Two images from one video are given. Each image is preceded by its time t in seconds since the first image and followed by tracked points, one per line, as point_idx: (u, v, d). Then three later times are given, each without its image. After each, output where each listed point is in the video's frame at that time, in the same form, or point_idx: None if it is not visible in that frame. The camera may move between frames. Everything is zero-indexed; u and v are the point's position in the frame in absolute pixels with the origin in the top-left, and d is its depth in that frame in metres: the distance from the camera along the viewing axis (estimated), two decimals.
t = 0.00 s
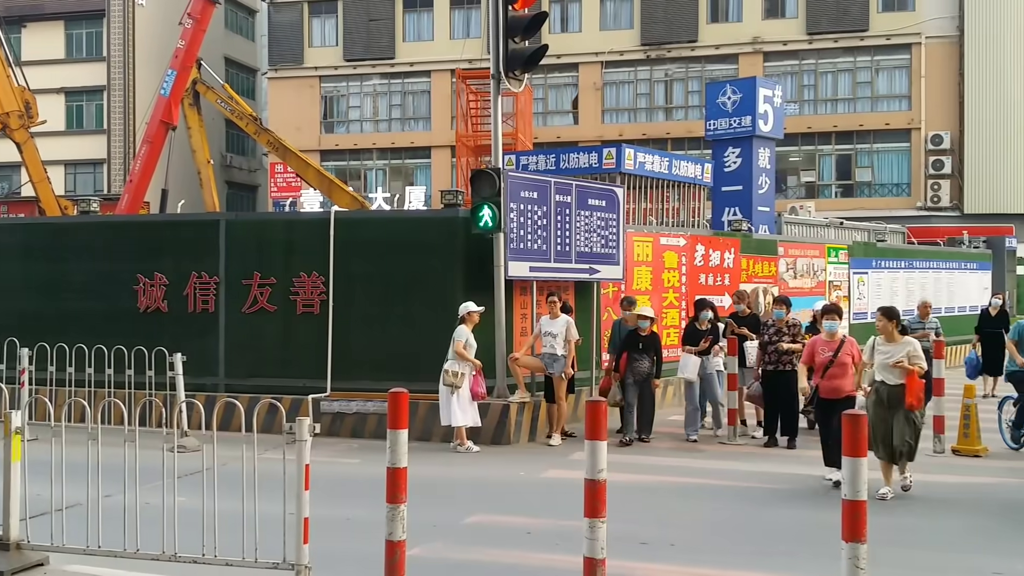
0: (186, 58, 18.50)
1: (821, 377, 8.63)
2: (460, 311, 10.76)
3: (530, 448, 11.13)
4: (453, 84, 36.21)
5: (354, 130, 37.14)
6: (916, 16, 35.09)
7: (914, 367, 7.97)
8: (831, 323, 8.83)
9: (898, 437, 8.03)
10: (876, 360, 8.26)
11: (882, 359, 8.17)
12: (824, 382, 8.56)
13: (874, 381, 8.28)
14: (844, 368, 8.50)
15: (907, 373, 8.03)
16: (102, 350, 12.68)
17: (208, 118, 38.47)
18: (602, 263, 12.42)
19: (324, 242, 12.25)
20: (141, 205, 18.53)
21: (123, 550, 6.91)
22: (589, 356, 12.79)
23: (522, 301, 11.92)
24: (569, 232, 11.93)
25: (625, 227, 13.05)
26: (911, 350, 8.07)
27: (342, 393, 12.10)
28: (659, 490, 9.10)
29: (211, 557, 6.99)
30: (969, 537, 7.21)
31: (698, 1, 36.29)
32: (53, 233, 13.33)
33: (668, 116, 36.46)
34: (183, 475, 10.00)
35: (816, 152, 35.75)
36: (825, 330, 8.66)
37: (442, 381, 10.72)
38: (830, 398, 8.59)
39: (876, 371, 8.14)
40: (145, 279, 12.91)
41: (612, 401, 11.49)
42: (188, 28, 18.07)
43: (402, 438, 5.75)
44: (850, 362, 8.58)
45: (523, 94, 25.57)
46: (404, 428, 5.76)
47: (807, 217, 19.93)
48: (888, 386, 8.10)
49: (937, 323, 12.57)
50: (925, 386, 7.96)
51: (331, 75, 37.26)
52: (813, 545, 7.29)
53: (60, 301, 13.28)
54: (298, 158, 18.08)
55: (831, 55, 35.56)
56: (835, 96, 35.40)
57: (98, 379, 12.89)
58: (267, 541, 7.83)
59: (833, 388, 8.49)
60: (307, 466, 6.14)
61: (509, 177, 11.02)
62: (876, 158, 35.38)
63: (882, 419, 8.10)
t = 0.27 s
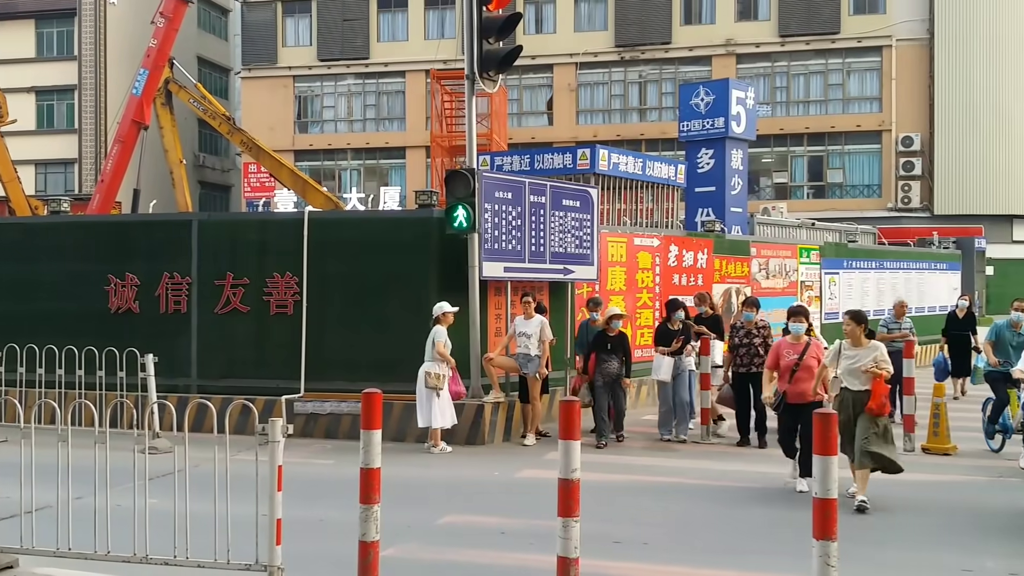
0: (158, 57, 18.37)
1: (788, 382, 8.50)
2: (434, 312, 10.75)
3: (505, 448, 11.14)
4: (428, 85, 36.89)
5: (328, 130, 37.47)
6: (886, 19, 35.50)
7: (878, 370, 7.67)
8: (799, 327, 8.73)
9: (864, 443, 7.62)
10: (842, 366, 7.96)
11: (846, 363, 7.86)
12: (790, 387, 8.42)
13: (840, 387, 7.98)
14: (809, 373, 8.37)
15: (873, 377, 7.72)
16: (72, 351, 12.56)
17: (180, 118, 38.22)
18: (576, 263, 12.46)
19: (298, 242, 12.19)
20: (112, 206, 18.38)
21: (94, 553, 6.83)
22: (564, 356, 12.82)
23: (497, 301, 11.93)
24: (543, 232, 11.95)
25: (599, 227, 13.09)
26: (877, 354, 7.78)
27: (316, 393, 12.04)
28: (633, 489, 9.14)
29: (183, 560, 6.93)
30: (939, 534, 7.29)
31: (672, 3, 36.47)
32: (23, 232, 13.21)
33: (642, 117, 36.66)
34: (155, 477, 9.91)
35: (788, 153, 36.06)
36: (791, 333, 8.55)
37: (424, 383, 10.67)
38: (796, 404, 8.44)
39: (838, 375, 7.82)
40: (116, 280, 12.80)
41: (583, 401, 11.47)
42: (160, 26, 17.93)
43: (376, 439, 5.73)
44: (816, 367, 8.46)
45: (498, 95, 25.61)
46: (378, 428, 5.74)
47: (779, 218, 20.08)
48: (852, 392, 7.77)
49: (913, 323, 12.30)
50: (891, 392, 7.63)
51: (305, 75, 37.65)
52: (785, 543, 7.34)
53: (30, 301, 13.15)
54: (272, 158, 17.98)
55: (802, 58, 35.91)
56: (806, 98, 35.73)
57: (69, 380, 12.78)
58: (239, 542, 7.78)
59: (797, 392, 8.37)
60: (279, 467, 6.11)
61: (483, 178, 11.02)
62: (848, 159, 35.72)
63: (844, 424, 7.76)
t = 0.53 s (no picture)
0: (130, 55, 18.18)
1: (750, 383, 8.17)
2: (409, 312, 10.72)
3: (479, 448, 11.14)
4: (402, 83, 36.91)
5: (302, 129, 37.42)
6: (858, 20, 35.80)
7: (850, 370, 7.60)
8: (761, 327, 8.45)
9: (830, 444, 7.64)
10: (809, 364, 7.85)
11: (815, 362, 7.76)
12: (755, 388, 8.10)
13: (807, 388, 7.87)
14: (773, 375, 8.07)
15: (842, 376, 7.64)
16: (43, 351, 12.43)
17: (153, 116, 37.93)
18: (551, 263, 12.48)
19: (271, 242, 12.12)
20: (83, 204, 18.26)
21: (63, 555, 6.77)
22: (538, 355, 12.83)
23: (471, 301, 11.92)
24: (518, 232, 11.95)
25: (574, 227, 13.11)
26: (846, 353, 7.71)
27: (290, 394, 11.98)
28: (606, 488, 9.17)
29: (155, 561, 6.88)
30: (909, 532, 7.36)
31: (646, 3, 36.57)
32: None
33: (617, 117, 36.76)
34: (126, 478, 9.83)
35: (761, 154, 36.24)
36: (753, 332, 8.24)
37: (409, 384, 10.60)
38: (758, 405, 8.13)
39: (809, 373, 7.70)
40: (87, 279, 12.68)
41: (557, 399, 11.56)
42: (132, 24, 17.74)
43: (350, 439, 5.71)
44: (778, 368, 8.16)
45: (472, 95, 25.60)
46: (353, 428, 5.72)
47: (752, 218, 20.18)
48: (822, 391, 7.68)
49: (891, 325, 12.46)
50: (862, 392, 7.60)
51: (279, 74, 37.54)
52: (757, 541, 7.38)
53: None
54: (245, 157, 17.87)
55: (775, 59, 36.10)
56: (779, 99, 35.93)
57: (39, 380, 12.66)
58: (212, 544, 7.73)
59: (759, 393, 8.08)
60: (252, 468, 6.07)
61: (458, 177, 11.00)
62: (820, 160, 36.02)
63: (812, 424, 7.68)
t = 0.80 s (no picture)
0: (105, 53, 17.96)
1: (719, 386, 7.83)
2: (387, 311, 10.68)
3: (456, 448, 11.13)
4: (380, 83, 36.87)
5: (279, 128, 37.30)
6: (833, 22, 36.02)
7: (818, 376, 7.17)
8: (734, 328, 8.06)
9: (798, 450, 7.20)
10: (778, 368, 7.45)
11: (784, 367, 7.34)
12: (722, 390, 7.78)
13: (776, 394, 7.45)
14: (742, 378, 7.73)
15: (812, 383, 7.21)
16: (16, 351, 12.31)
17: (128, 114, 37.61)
18: (529, 262, 12.49)
19: (248, 241, 12.05)
20: (57, 202, 18.13)
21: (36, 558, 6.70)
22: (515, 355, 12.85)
23: (448, 300, 11.91)
24: (496, 231, 11.95)
25: (552, 227, 13.12)
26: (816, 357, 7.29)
27: (265, 394, 11.92)
28: (582, 487, 9.19)
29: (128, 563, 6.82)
30: (885, 530, 7.41)
31: (624, 3, 36.64)
32: None
33: (594, 117, 36.85)
34: (100, 479, 9.75)
35: (737, 154, 36.39)
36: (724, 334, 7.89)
37: (392, 384, 10.60)
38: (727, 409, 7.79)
39: (776, 380, 7.29)
40: (61, 278, 12.57)
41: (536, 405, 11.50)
42: (107, 22, 17.52)
43: (326, 439, 5.68)
44: (749, 371, 7.85)
45: (450, 94, 25.59)
46: (328, 428, 5.69)
47: (728, 218, 20.27)
48: (790, 398, 7.27)
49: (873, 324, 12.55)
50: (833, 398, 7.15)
51: (256, 72, 37.41)
52: (734, 540, 7.42)
53: None
54: (221, 156, 17.74)
55: (751, 60, 36.20)
56: (755, 100, 36.06)
57: (13, 380, 12.55)
58: (187, 545, 7.67)
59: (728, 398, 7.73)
60: (228, 469, 6.03)
61: (435, 177, 10.97)
62: (795, 160, 36.21)
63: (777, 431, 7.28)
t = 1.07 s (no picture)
0: (74, 52, 17.76)
1: (689, 394, 7.77)
2: (358, 311, 10.64)
3: (428, 449, 11.10)
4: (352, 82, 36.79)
5: (251, 127, 37.14)
6: (803, 24, 36.34)
7: (784, 377, 7.12)
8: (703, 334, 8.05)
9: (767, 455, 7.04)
10: (742, 371, 7.37)
11: (747, 367, 7.31)
12: (694, 398, 7.69)
13: (741, 397, 7.36)
14: (713, 384, 7.70)
15: (776, 383, 7.17)
16: None
17: (98, 113, 37.26)
18: (501, 263, 12.50)
19: (217, 241, 11.97)
20: (25, 202, 17.91)
21: None
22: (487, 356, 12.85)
23: (421, 301, 11.89)
24: (468, 232, 11.93)
25: (524, 227, 13.12)
26: (781, 358, 7.24)
27: (235, 395, 11.84)
28: (553, 487, 9.19)
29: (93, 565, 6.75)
30: (851, 528, 7.49)
31: (597, 5, 36.76)
32: None
33: (567, 118, 36.92)
34: (66, 482, 9.64)
35: (709, 155, 36.55)
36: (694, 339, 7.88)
37: (364, 386, 10.57)
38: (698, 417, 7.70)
39: (740, 380, 7.23)
40: (28, 279, 12.42)
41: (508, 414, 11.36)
42: (77, 20, 17.33)
43: (295, 441, 5.65)
44: (719, 378, 7.76)
45: (422, 94, 25.55)
46: (297, 430, 5.65)
47: (700, 219, 20.38)
48: (756, 400, 7.18)
49: (847, 324, 12.51)
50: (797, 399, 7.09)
51: (228, 71, 37.27)
52: (703, 539, 7.45)
53: None
54: (193, 156, 17.60)
55: (723, 62, 36.38)
56: (727, 101, 36.24)
57: None
58: (154, 547, 7.61)
59: (700, 405, 7.67)
60: (195, 470, 5.99)
61: (408, 177, 10.95)
62: (766, 162, 36.44)
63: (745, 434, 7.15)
